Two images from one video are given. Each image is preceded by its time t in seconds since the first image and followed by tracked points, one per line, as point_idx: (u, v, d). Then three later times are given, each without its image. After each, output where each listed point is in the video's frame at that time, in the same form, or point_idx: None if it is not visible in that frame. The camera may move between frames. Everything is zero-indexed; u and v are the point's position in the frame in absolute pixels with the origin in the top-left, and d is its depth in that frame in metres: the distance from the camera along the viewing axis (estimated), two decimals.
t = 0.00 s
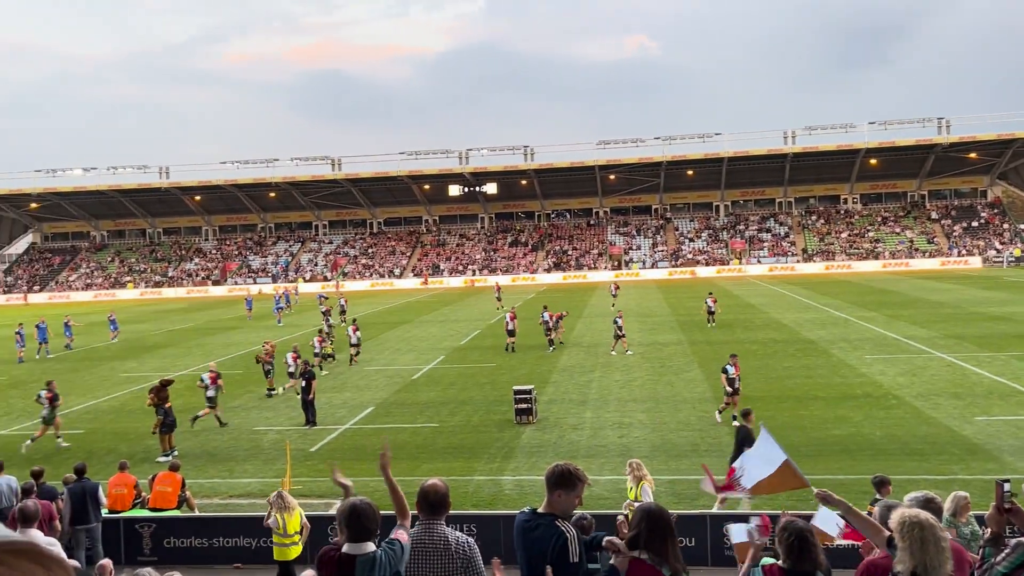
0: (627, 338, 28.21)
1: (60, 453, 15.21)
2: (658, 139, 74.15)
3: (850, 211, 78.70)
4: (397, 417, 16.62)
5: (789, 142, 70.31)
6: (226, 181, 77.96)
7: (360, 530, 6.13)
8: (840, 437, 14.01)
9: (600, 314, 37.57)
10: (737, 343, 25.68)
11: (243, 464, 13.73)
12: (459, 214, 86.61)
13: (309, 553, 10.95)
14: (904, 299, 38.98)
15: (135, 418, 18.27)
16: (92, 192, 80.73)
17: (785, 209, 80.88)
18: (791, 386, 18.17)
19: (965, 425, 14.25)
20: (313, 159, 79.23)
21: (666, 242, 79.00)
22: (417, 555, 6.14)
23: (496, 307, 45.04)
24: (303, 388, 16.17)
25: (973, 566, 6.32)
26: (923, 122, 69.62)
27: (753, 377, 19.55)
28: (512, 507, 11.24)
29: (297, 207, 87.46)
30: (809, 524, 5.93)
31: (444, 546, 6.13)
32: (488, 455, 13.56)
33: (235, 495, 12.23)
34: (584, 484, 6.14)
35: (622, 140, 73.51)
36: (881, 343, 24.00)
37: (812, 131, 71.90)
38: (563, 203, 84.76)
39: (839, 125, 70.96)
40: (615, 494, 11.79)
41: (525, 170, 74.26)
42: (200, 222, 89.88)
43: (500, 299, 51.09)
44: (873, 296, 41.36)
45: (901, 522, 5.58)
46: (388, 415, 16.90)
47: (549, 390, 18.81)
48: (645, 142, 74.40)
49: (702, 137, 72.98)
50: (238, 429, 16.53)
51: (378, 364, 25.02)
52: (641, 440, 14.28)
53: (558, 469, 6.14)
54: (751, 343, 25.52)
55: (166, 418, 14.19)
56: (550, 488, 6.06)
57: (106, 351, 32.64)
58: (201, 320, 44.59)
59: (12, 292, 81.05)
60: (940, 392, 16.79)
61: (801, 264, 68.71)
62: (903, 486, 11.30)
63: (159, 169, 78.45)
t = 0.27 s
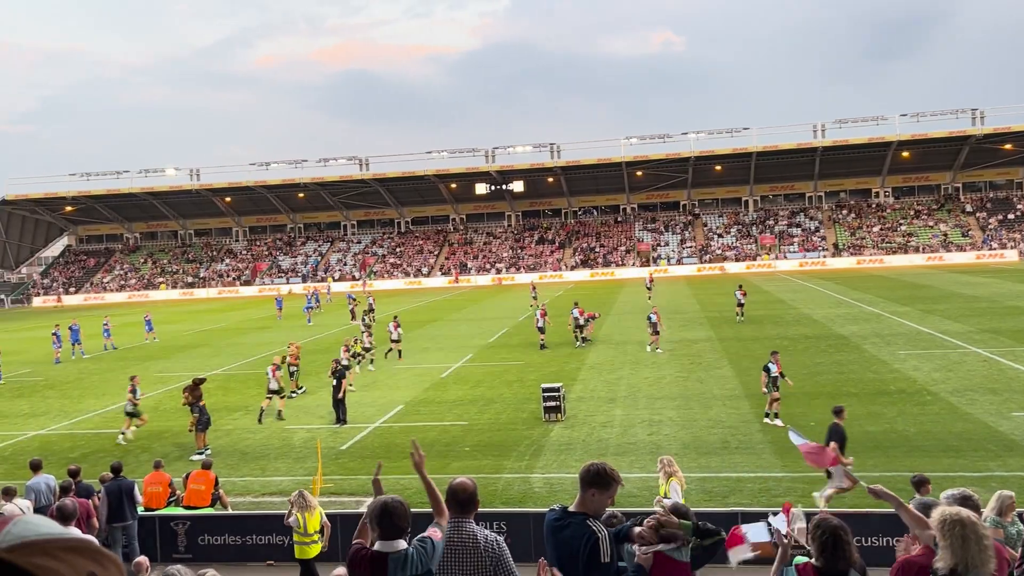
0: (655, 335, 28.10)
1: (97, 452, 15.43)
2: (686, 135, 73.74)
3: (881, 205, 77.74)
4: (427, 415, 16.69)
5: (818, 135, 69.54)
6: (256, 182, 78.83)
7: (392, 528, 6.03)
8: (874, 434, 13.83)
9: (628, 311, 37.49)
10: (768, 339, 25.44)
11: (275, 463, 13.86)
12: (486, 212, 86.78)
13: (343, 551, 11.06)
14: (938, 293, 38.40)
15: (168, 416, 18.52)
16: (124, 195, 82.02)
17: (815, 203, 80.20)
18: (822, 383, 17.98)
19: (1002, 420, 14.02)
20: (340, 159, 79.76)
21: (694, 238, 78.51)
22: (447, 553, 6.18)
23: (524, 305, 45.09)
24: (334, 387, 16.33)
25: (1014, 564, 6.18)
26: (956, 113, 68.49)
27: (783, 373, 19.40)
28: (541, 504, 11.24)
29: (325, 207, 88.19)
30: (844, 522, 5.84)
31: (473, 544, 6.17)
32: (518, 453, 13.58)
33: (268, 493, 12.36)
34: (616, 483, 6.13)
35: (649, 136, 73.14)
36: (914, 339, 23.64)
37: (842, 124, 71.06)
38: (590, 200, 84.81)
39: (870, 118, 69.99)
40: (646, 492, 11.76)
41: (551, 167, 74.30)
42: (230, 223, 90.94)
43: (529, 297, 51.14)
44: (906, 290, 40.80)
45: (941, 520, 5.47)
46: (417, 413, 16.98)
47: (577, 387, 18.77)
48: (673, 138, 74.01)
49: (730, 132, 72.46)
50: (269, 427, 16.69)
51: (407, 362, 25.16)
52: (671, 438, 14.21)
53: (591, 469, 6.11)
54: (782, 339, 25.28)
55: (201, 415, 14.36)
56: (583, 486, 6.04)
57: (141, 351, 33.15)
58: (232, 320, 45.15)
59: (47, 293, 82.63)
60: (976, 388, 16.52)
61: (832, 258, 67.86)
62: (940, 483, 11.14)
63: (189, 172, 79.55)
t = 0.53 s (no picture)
0: (683, 333, 27.95)
1: (130, 451, 15.65)
2: (713, 130, 73.02)
3: (913, 198, 76.63)
4: (456, 414, 16.72)
5: (848, 129, 68.65)
6: (284, 184, 79.57)
7: (423, 527, 5.99)
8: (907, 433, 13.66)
9: (655, 308, 37.33)
10: (798, 336, 25.20)
11: (306, 462, 13.97)
12: (512, 211, 86.86)
13: (373, 549, 11.14)
14: (973, 287, 37.75)
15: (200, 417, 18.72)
16: (152, 198, 83.06)
17: (844, 198, 79.29)
18: (853, 379, 17.78)
19: None
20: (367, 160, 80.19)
21: (722, 234, 77.87)
22: (473, 551, 6.16)
23: (551, 303, 45.06)
24: (364, 386, 16.43)
25: None
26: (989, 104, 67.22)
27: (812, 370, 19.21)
28: (571, 503, 11.22)
29: (353, 208, 88.76)
30: (878, 520, 5.74)
31: (501, 544, 6.15)
32: (546, 452, 13.57)
33: (299, 493, 12.47)
34: (649, 482, 6.07)
35: (675, 132, 72.69)
36: (948, 334, 23.27)
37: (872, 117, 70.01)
38: (616, 198, 84.42)
39: (900, 111, 69.02)
40: (676, 491, 11.71)
41: (577, 165, 74.13)
42: (258, 225, 91.81)
43: (556, 295, 51.12)
44: (939, 285, 40.14)
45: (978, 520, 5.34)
46: (446, 412, 17.04)
47: (605, 386, 18.73)
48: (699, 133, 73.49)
49: (758, 127, 71.83)
50: (300, 427, 16.85)
51: (433, 362, 25.27)
52: (701, 436, 14.14)
53: (625, 467, 6.06)
54: (813, 336, 25.03)
55: (233, 415, 14.52)
56: (617, 484, 5.99)
57: (173, 352, 33.56)
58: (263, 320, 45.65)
59: (79, 296, 83.99)
60: (1013, 384, 16.23)
61: (863, 253, 66.87)
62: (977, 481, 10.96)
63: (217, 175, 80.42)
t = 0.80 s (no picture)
0: (709, 330, 27.79)
1: (160, 451, 15.84)
2: (738, 126, 72.60)
3: (944, 191, 75.42)
4: (483, 413, 16.73)
5: (876, 123, 67.76)
6: (310, 185, 80.25)
7: (450, 525, 5.95)
8: (939, 431, 13.51)
9: (681, 305, 37.15)
10: (826, 332, 24.96)
11: (335, 461, 14.04)
12: (537, 209, 86.81)
13: (401, 547, 11.18)
14: (1006, 282, 37.11)
15: (228, 417, 18.92)
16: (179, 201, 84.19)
17: (873, 192, 78.24)
18: (883, 376, 17.58)
19: None
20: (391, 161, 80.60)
21: (749, 230, 77.16)
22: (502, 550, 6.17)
23: (577, 302, 44.99)
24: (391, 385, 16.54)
25: None
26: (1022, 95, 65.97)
27: (841, 367, 19.02)
28: (599, 501, 11.18)
29: (378, 208, 89.26)
30: (911, 517, 5.63)
31: (530, 541, 6.16)
32: (573, 450, 13.57)
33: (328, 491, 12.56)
34: (676, 479, 6.07)
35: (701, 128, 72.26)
36: (981, 330, 22.91)
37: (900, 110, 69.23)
38: (641, 194, 83.95)
39: (929, 103, 68.10)
40: (704, 490, 11.63)
41: (602, 162, 73.96)
42: (286, 225, 92.54)
43: (582, 293, 51.03)
44: (971, 279, 39.51)
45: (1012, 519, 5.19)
46: (473, 411, 17.09)
47: (632, 384, 18.67)
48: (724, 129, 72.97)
49: (784, 122, 71.25)
50: (327, 426, 16.96)
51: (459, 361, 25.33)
52: (729, 434, 14.05)
53: (653, 465, 6.05)
54: (841, 332, 24.76)
55: (263, 415, 14.67)
56: (645, 483, 5.96)
57: (203, 352, 33.95)
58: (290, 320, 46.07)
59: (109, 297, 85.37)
60: None
61: (893, 248, 65.87)
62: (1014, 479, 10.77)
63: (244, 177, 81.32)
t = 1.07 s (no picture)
0: (735, 328, 27.65)
1: (191, 450, 16.05)
2: (764, 121, 72.10)
3: (975, 185, 74.31)
4: (509, 411, 16.79)
5: (904, 117, 66.95)
6: (335, 185, 80.90)
7: (478, 524, 5.98)
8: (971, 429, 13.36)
9: (708, 303, 36.98)
10: (855, 329, 24.74)
11: (362, 460, 14.14)
12: (561, 207, 86.79)
13: (428, 545, 11.23)
14: None
15: (257, 416, 19.13)
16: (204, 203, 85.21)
17: (902, 187, 77.28)
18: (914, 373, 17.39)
19: None
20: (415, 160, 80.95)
21: (775, 226, 76.57)
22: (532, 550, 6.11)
23: (603, 300, 44.88)
24: (416, 384, 16.63)
25: None
26: None
27: (870, 364, 18.82)
28: (625, 499, 11.18)
29: (402, 208, 89.67)
30: (942, 515, 5.53)
31: (558, 541, 6.13)
32: (599, 447, 13.59)
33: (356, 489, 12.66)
34: (704, 478, 6.08)
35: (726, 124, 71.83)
36: (1014, 326, 22.59)
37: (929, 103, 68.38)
38: (666, 191, 83.40)
39: (959, 96, 67.25)
40: (731, 487, 11.58)
41: (625, 159, 73.77)
42: (311, 226, 93.18)
43: (608, 291, 50.98)
44: (1003, 275, 38.88)
45: None
46: (499, 409, 17.16)
47: (657, 381, 18.64)
48: (750, 125, 72.46)
49: (811, 117, 70.60)
50: (354, 424, 17.09)
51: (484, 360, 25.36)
52: (757, 431, 13.99)
53: (679, 462, 6.03)
54: (870, 329, 24.54)
55: (289, 415, 14.78)
56: (672, 481, 5.97)
57: (231, 352, 34.31)
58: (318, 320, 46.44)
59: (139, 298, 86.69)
60: None
61: (923, 243, 65.04)
62: None
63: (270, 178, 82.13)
